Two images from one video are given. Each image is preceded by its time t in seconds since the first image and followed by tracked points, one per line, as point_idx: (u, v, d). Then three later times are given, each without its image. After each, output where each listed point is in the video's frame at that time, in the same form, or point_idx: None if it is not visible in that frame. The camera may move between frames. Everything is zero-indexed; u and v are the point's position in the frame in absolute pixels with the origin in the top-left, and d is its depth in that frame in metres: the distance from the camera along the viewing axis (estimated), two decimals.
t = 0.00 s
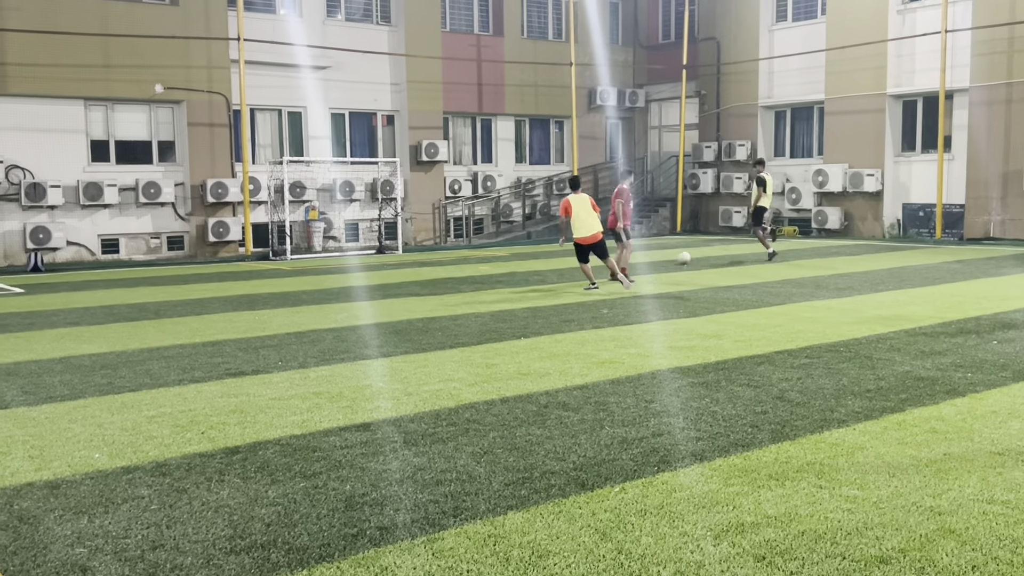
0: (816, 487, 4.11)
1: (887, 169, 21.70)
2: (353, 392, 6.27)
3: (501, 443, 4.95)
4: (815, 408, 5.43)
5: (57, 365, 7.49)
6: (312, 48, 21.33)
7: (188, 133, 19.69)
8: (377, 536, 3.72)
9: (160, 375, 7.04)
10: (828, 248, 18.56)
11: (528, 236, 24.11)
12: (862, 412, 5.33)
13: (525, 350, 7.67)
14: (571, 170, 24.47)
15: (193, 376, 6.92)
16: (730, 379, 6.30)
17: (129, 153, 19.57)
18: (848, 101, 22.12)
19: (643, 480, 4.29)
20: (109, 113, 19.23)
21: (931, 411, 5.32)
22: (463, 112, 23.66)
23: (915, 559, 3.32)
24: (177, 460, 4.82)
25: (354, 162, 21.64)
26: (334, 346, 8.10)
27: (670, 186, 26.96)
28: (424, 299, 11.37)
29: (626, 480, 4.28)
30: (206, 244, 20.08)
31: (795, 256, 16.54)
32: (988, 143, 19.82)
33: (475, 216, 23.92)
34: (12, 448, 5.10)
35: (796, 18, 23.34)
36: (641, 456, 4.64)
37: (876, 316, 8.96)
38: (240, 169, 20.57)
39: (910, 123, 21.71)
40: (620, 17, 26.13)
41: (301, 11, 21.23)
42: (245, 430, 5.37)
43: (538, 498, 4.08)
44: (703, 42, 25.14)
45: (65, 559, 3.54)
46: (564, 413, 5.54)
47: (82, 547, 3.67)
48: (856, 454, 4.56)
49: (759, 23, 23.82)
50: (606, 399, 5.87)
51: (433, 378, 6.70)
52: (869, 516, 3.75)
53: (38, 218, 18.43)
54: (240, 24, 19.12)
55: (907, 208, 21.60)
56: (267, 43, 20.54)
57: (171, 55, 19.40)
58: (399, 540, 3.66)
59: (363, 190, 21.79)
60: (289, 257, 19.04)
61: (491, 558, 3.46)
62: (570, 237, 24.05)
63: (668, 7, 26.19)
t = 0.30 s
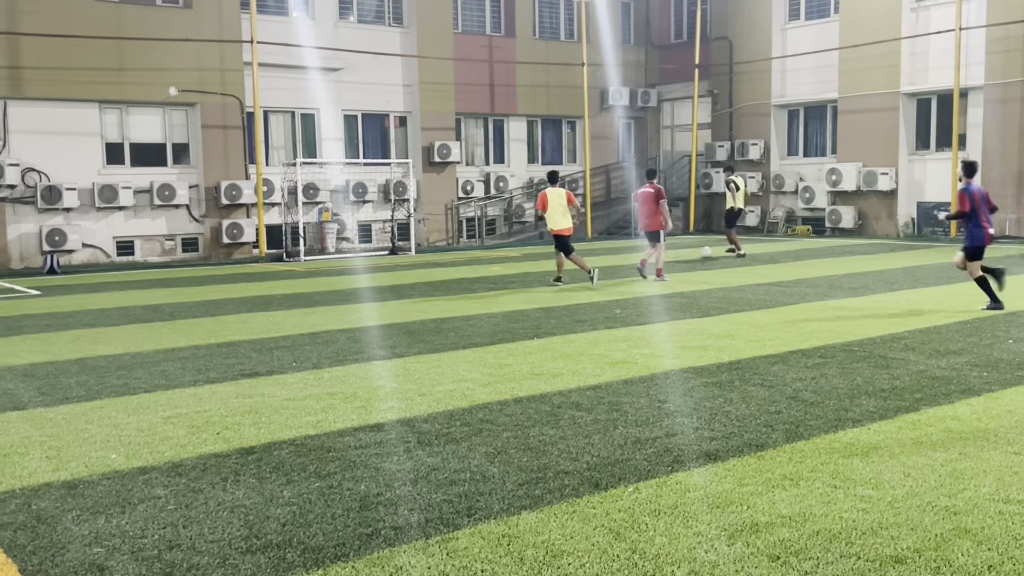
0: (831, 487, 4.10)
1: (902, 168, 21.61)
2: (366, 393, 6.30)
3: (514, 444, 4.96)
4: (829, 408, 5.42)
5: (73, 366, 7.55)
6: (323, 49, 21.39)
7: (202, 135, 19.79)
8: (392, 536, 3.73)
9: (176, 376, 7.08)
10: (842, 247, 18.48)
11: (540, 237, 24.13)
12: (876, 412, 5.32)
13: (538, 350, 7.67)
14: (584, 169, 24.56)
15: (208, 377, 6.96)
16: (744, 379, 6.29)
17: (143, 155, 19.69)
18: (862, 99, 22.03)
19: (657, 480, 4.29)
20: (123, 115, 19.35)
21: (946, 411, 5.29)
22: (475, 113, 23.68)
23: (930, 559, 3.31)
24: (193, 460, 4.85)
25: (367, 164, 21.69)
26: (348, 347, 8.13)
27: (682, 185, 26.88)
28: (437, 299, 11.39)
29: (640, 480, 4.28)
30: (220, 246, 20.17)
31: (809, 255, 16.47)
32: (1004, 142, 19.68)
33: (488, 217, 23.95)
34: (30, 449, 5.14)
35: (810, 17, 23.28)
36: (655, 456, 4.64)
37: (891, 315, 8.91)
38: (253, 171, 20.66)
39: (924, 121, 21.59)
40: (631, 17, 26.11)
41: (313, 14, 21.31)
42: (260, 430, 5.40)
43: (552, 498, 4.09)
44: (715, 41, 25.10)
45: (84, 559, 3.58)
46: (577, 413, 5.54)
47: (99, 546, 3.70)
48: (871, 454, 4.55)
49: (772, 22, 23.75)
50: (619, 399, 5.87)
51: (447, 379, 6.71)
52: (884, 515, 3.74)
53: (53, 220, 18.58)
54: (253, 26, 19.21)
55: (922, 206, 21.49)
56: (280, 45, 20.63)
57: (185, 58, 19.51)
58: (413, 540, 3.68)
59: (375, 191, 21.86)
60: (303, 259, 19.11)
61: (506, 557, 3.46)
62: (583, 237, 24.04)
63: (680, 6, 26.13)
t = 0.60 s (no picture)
0: (842, 489, 4.09)
1: (914, 169, 21.52)
2: (376, 394, 6.32)
3: (525, 445, 4.96)
4: (841, 410, 5.40)
5: (86, 367, 7.59)
6: (333, 51, 21.45)
7: (214, 137, 19.87)
8: (402, 536, 3.74)
9: (188, 376, 7.12)
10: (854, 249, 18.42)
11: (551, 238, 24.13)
12: (888, 414, 5.29)
13: (548, 352, 7.67)
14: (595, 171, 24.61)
15: (219, 378, 6.99)
16: (755, 381, 6.27)
17: (155, 157, 19.78)
18: (874, 100, 21.95)
19: (667, 481, 4.28)
20: (136, 118, 19.44)
21: (958, 413, 5.27)
22: (486, 114, 23.69)
23: (942, 561, 3.29)
24: (204, 460, 4.87)
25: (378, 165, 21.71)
26: (358, 348, 8.15)
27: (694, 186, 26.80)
28: (447, 301, 11.40)
29: (650, 482, 4.28)
30: (232, 248, 20.23)
31: (821, 257, 16.42)
32: (1017, 142, 19.60)
33: (498, 219, 23.94)
34: (44, 449, 5.18)
35: (821, 18, 23.20)
36: (665, 457, 4.63)
37: (903, 317, 8.88)
38: (265, 173, 20.74)
39: (936, 122, 21.49)
40: (642, 19, 26.10)
41: (324, 16, 21.38)
42: (271, 431, 5.42)
43: (562, 500, 4.09)
44: (727, 42, 25.04)
45: (96, 559, 3.59)
46: (588, 414, 5.54)
47: (112, 546, 3.72)
48: (883, 456, 4.53)
49: (783, 23, 23.69)
50: (630, 401, 5.86)
51: (458, 380, 6.72)
52: (895, 517, 3.73)
53: (66, 222, 18.69)
54: (265, 29, 19.29)
55: (934, 208, 21.38)
56: (291, 48, 20.73)
57: (197, 61, 19.60)
58: (424, 541, 3.68)
59: (387, 192, 21.89)
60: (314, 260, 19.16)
61: (516, 558, 3.47)
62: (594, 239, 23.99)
63: (691, 7, 26.08)
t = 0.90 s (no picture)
0: (856, 494, 4.06)
1: (929, 173, 21.40)
2: (389, 395, 6.33)
3: (537, 447, 4.96)
4: (854, 414, 5.38)
5: (101, 366, 7.64)
6: (347, 53, 21.50)
7: (229, 138, 19.96)
8: (414, 537, 3.74)
9: (201, 376, 7.15)
10: (868, 252, 18.34)
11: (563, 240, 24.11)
12: (902, 418, 5.26)
13: (561, 354, 7.67)
14: (608, 173, 24.60)
15: (233, 378, 7.01)
16: (768, 384, 6.24)
17: (170, 157, 19.88)
18: (888, 104, 21.85)
19: (679, 484, 4.27)
20: (150, 118, 19.54)
21: (973, 418, 5.23)
22: (499, 116, 23.69)
23: (956, 567, 3.27)
24: (217, 460, 4.89)
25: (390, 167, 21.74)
26: (371, 349, 8.17)
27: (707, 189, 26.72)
28: (460, 302, 11.41)
29: (662, 485, 4.26)
30: (246, 248, 20.33)
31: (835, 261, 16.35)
32: None
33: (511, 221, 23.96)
34: (58, 447, 5.21)
35: (836, 20, 23.09)
36: (678, 461, 4.62)
37: (917, 321, 8.83)
38: (279, 174, 20.81)
39: (951, 126, 21.37)
40: (656, 21, 26.06)
41: (339, 17, 21.45)
42: (284, 431, 5.44)
43: (574, 502, 4.08)
44: (741, 45, 24.97)
45: (108, 557, 3.61)
46: (600, 417, 5.53)
47: (125, 545, 3.74)
48: (896, 461, 4.50)
49: (798, 26, 23.60)
50: (642, 403, 5.85)
51: (470, 381, 6.72)
52: (908, 523, 3.71)
53: (81, 221, 18.81)
54: (280, 30, 19.37)
55: (949, 211, 21.15)
56: (305, 49, 20.79)
57: (212, 62, 19.70)
58: (435, 542, 3.68)
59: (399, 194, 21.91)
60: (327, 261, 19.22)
61: (527, 560, 3.46)
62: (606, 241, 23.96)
63: (706, 10, 26.02)
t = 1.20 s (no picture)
0: (874, 502, 4.04)
1: (948, 179, 21.27)
2: (405, 396, 6.34)
3: (553, 450, 4.96)
4: (873, 422, 5.34)
5: (119, 365, 7.69)
6: (367, 56, 21.58)
7: (248, 140, 20.09)
8: (430, 539, 3.75)
9: (219, 376, 7.19)
10: (886, 258, 18.22)
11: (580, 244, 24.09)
12: (921, 426, 5.23)
13: (577, 358, 7.66)
14: (625, 177, 24.58)
15: (251, 378, 7.05)
16: (785, 391, 6.21)
17: (190, 158, 20.01)
18: (908, 109, 21.74)
19: (696, 490, 4.26)
20: (171, 119, 19.67)
21: (992, 427, 5.19)
22: (517, 119, 23.72)
23: None
24: (235, 460, 4.92)
25: (408, 170, 21.80)
26: (388, 351, 8.18)
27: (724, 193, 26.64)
28: (476, 306, 11.42)
29: (679, 490, 4.25)
30: (263, 249, 20.45)
31: (853, 267, 16.26)
32: None
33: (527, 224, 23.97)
34: (77, 446, 5.25)
35: (856, 25, 22.98)
36: (694, 466, 4.61)
37: (935, 328, 8.76)
38: (298, 176, 20.91)
39: (971, 132, 21.26)
40: (674, 25, 26.03)
41: (358, 20, 21.53)
42: (301, 432, 5.46)
43: (590, 506, 4.08)
44: (759, 49, 24.93)
45: (127, 556, 3.64)
46: (616, 421, 5.53)
47: (143, 543, 3.76)
48: (915, 469, 4.48)
49: (817, 31, 23.50)
50: (658, 408, 5.84)
51: (486, 384, 6.71)
52: (927, 531, 3.68)
53: (101, 221, 18.94)
54: (299, 33, 19.46)
55: (969, 218, 21.18)
56: (325, 52, 20.89)
57: (232, 64, 19.83)
58: (452, 544, 3.69)
59: (416, 197, 21.96)
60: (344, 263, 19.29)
61: (542, 564, 3.46)
62: (623, 244, 23.93)
63: (725, 15, 25.99)
